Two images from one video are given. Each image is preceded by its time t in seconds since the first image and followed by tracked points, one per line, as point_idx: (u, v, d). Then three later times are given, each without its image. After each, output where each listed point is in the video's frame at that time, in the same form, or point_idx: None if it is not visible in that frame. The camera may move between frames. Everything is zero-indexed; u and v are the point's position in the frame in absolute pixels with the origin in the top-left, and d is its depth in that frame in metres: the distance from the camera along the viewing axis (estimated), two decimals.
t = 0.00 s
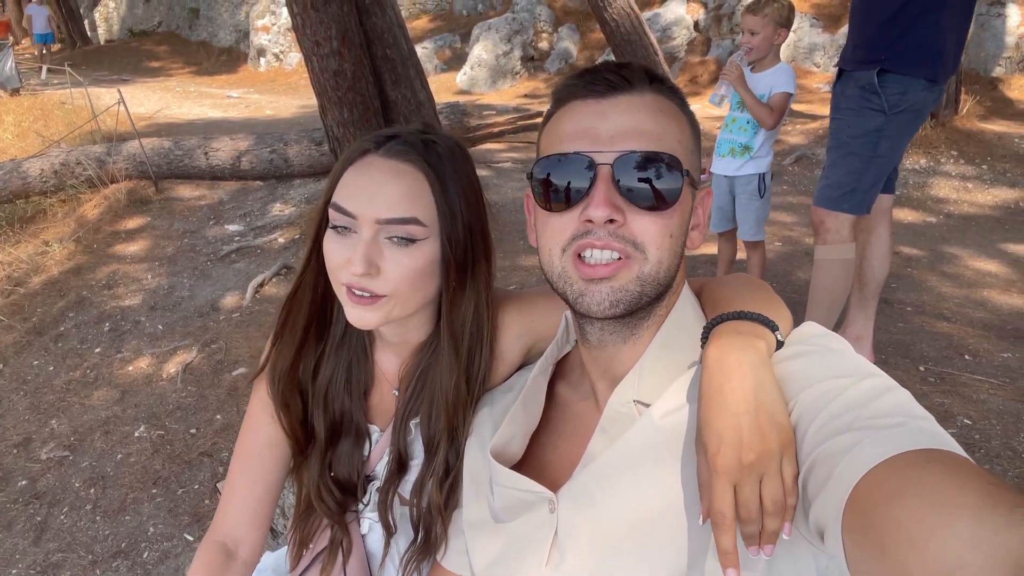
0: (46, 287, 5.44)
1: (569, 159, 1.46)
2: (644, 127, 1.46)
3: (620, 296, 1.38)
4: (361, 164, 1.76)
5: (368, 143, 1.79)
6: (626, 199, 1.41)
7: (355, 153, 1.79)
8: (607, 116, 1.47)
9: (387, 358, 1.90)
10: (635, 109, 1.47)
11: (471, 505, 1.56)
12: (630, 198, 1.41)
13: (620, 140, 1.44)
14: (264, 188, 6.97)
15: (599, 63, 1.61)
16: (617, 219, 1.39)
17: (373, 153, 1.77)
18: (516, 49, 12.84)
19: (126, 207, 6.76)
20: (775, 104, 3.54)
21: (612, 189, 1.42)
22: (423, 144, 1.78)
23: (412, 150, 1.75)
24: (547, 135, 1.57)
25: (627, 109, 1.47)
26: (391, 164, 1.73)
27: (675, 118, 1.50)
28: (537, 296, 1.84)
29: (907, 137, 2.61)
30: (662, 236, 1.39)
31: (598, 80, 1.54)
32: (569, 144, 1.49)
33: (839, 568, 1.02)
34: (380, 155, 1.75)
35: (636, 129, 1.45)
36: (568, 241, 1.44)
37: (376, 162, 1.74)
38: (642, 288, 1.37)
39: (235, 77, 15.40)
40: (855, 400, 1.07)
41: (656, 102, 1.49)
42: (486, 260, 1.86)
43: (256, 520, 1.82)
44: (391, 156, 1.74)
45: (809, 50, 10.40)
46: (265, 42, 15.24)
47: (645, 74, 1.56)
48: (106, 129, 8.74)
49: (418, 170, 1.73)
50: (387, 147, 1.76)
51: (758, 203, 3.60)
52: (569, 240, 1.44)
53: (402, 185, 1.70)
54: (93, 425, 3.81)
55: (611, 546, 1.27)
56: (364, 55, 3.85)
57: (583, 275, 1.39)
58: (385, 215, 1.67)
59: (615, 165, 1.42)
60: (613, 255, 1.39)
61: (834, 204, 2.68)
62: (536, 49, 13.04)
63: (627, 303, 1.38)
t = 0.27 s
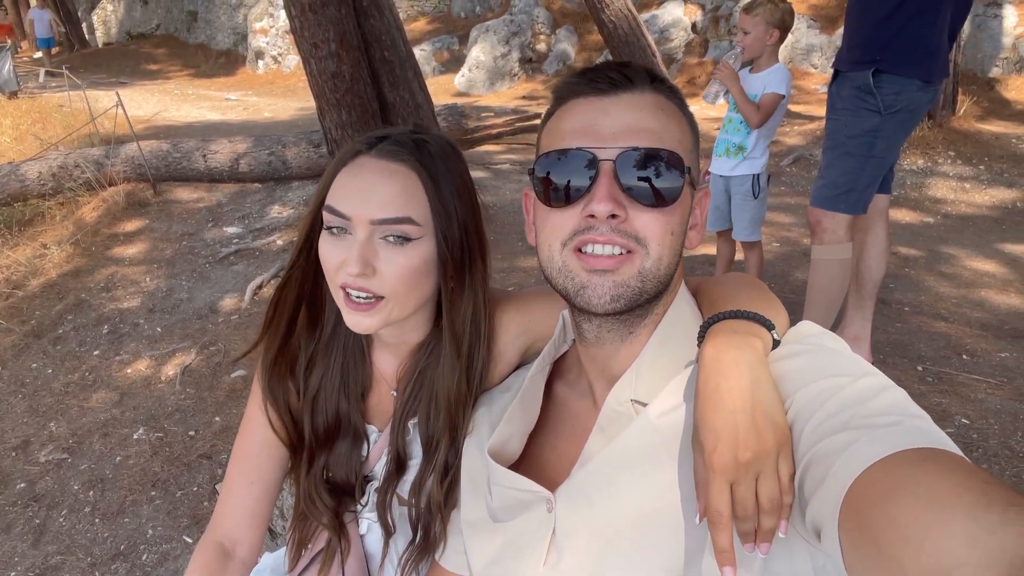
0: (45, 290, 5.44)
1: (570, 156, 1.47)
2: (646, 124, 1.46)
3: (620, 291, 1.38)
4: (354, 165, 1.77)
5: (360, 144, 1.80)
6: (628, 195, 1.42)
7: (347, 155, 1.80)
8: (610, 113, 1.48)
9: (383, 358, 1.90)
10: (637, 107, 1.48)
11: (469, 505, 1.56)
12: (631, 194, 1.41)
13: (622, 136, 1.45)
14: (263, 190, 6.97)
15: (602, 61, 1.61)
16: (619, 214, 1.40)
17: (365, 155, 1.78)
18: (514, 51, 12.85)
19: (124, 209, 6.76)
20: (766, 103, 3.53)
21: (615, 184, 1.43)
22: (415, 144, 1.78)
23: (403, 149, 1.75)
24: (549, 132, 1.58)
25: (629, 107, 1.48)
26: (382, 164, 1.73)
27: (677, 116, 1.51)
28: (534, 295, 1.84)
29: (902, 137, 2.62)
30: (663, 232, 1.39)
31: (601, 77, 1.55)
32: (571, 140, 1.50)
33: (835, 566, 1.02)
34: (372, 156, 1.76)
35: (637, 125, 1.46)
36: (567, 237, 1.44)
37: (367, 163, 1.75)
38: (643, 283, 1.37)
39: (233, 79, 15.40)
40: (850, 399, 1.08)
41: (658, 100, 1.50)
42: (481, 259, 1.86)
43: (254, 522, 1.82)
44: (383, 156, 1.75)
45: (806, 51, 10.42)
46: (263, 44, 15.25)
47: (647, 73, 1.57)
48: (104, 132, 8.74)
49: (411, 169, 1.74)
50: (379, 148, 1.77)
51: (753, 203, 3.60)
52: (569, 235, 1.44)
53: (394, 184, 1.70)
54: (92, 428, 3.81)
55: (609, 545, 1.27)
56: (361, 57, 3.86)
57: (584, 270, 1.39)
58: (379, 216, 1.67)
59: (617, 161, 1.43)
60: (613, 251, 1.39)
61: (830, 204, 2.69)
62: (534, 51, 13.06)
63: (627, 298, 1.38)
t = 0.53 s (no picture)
0: (41, 292, 5.43)
1: (574, 152, 1.47)
2: (652, 122, 1.46)
3: (622, 285, 1.38)
4: (350, 166, 1.77)
5: (355, 145, 1.80)
6: (633, 190, 1.41)
7: (343, 156, 1.80)
8: (616, 110, 1.48)
9: (382, 358, 1.90)
10: (643, 105, 1.48)
11: (468, 504, 1.56)
12: (634, 190, 1.41)
13: (628, 132, 1.45)
14: (260, 191, 6.97)
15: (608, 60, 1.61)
16: (622, 208, 1.40)
17: (361, 155, 1.78)
18: (511, 52, 12.86)
19: (121, 211, 6.75)
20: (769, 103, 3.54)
21: (620, 179, 1.43)
22: (411, 144, 1.79)
23: (399, 149, 1.76)
24: (553, 128, 1.58)
25: (636, 104, 1.48)
26: (378, 164, 1.73)
27: (682, 116, 1.52)
28: (533, 295, 1.84)
29: (899, 136, 2.63)
30: (665, 230, 1.40)
31: (608, 74, 1.54)
32: (576, 134, 1.50)
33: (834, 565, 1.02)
34: (368, 156, 1.76)
35: (642, 123, 1.46)
36: (569, 231, 1.44)
37: (363, 163, 1.75)
38: (644, 279, 1.38)
39: (229, 81, 15.38)
40: (849, 398, 1.08)
41: (663, 100, 1.50)
42: (480, 258, 1.87)
43: (254, 523, 1.82)
44: (379, 156, 1.75)
45: (803, 51, 10.44)
46: (260, 45, 15.23)
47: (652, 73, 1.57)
48: (100, 134, 8.73)
49: (408, 169, 1.74)
50: (374, 148, 1.77)
51: (755, 203, 3.61)
52: (571, 229, 1.44)
53: (391, 184, 1.70)
54: (90, 430, 3.80)
55: (608, 544, 1.27)
56: (359, 58, 3.85)
57: (586, 264, 1.40)
58: (376, 216, 1.67)
59: (622, 156, 1.43)
60: (616, 245, 1.39)
61: (827, 203, 2.69)
62: (531, 52, 13.08)
63: (628, 292, 1.38)
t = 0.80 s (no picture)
0: (36, 294, 5.40)
1: (564, 160, 1.46)
2: (641, 127, 1.45)
3: (613, 292, 1.38)
4: (341, 167, 1.76)
5: (346, 146, 1.79)
6: (621, 199, 1.41)
7: (334, 157, 1.79)
8: (603, 116, 1.47)
9: (380, 359, 1.89)
10: (632, 109, 1.47)
11: (468, 505, 1.55)
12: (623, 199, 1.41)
13: (616, 141, 1.44)
14: (256, 192, 6.95)
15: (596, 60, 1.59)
16: (611, 221, 1.39)
17: (351, 156, 1.77)
18: (506, 53, 12.86)
19: (116, 213, 6.72)
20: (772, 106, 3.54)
21: (607, 189, 1.42)
22: (403, 143, 1.78)
23: (390, 149, 1.75)
24: (543, 133, 1.57)
25: (624, 109, 1.47)
26: (370, 165, 1.73)
27: (671, 116, 1.50)
28: (531, 295, 1.83)
29: (895, 135, 2.62)
30: (657, 236, 1.39)
31: (595, 78, 1.53)
32: (564, 143, 1.49)
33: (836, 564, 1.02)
34: (359, 157, 1.75)
35: (632, 129, 1.45)
36: (560, 243, 1.44)
37: (353, 164, 1.74)
38: (637, 286, 1.37)
39: (224, 82, 15.34)
40: (851, 396, 1.08)
41: (653, 101, 1.49)
42: (476, 259, 1.86)
43: (252, 524, 1.81)
44: (370, 157, 1.74)
45: (798, 51, 10.46)
46: (255, 47, 15.20)
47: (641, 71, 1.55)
48: (95, 135, 8.70)
49: (399, 169, 1.73)
50: (365, 149, 1.76)
51: (757, 202, 3.63)
52: (561, 242, 1.43)
53: (383, 185, 1.69)
54: (85, 432, 3.78)
55: (609, 544, 1.27)
56: (354, 59, 3.84)
57: (577, 273, 1.39)
58: (368, 217, 1.66)
59: (609, 167, 1.42)
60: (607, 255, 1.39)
61: (823, 202, 2.69)
62: (526, 52, 13.08)
63: (621, 299, 1.38)
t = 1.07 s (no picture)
0: (30, 297, 5.38)
1: (556, 162, 1.46)
2: (627, 129, 1.45)
3: (595, 298, 1.38)
4: (334, 170, 1.76)
5: (338, 150, 1.79)
6: (604, 201, 1.41)
7: (326, 161, 1.79)
8: (588, 118, 1.47)
9: (376, 362, 1.89)
10: (617, 109, 1.46)
11: (464, 508, 1.55)
12: (611, 199, 1.40)
13: (599, 142, 1.44)
14: (251, 194, 6.94)
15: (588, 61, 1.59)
16: (591, 223, 1.40)
17: (344, 160, 1.77)
18: (501, 54, 12.87)
19: (110, 215, 6.70)
20: (773, 111, 3.56)
21: (587, 191, 1.43)
22: (397, 146, 1.78)
23: (383, 152, 1.75)
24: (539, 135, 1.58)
25: (610, 109, 1.46)
26: (363, 168, 1.73)
27: (661, 117, 1.48)
28: (527, 298, 1.84)
29: (888, 135, 2.63)
30: (639, 240, 1.39)
31: (583, 79, 1.53)
32: (550, 146, 1.50)
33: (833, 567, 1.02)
34: (352, 160, 1.75)
35: (617, 132, 1.45)
36: (545, 245, 1.45)
37: (345, 168, 1.74)
38: (619, 290, 1.38)
39: (219, 84, 15.31)
40: (848, 399, 1.08)
41: (641, 101, 1.47)
42: (470, 261, 1.87)
43: (247, 528, 1.80)
44: (363, 160, 1.74)
45: (792, 52, 10.49)
46: (249, 48, 15.17)
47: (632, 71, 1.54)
48: (89, 138, 8.67)
49: (392, 173, 1.73)
50: (359, 152, 1.76)
51: (757, 203, 3.65)
52: (546, 242, 1.44)
53: (376, 188, 1.69)
54: (81, 436, 3.77)
55: (606, 547, 1.27)
56: (349, 60, 3.84)
57: (559, 276, 1.40)
58: (361, 220, 1.66)
59: (591, 168, 1.43)
60: (588, 259, 1.39)
61: (816, 203, 2.70)
62: (521, 53, 13.09)
63: (603, 305, 1.38)
